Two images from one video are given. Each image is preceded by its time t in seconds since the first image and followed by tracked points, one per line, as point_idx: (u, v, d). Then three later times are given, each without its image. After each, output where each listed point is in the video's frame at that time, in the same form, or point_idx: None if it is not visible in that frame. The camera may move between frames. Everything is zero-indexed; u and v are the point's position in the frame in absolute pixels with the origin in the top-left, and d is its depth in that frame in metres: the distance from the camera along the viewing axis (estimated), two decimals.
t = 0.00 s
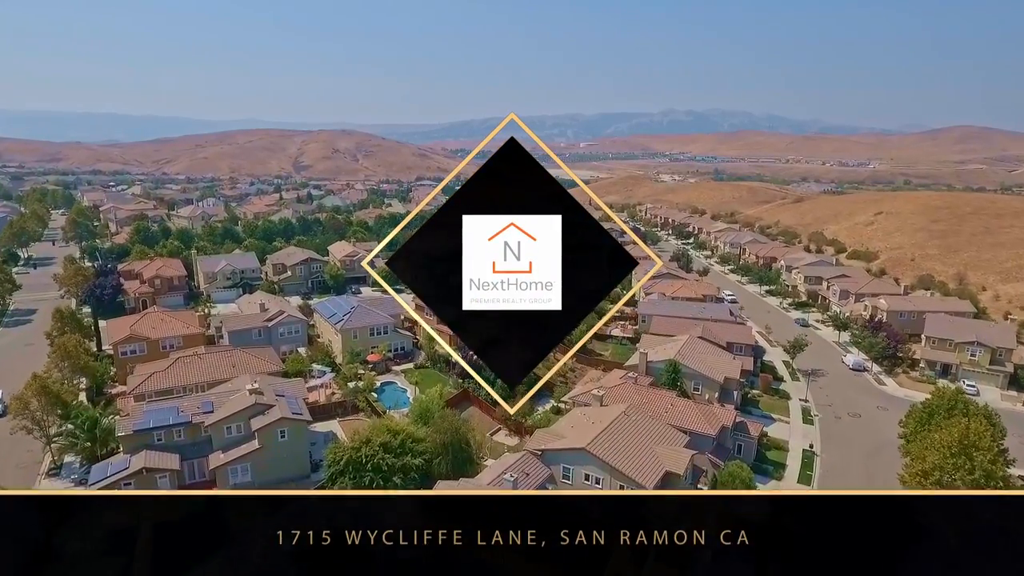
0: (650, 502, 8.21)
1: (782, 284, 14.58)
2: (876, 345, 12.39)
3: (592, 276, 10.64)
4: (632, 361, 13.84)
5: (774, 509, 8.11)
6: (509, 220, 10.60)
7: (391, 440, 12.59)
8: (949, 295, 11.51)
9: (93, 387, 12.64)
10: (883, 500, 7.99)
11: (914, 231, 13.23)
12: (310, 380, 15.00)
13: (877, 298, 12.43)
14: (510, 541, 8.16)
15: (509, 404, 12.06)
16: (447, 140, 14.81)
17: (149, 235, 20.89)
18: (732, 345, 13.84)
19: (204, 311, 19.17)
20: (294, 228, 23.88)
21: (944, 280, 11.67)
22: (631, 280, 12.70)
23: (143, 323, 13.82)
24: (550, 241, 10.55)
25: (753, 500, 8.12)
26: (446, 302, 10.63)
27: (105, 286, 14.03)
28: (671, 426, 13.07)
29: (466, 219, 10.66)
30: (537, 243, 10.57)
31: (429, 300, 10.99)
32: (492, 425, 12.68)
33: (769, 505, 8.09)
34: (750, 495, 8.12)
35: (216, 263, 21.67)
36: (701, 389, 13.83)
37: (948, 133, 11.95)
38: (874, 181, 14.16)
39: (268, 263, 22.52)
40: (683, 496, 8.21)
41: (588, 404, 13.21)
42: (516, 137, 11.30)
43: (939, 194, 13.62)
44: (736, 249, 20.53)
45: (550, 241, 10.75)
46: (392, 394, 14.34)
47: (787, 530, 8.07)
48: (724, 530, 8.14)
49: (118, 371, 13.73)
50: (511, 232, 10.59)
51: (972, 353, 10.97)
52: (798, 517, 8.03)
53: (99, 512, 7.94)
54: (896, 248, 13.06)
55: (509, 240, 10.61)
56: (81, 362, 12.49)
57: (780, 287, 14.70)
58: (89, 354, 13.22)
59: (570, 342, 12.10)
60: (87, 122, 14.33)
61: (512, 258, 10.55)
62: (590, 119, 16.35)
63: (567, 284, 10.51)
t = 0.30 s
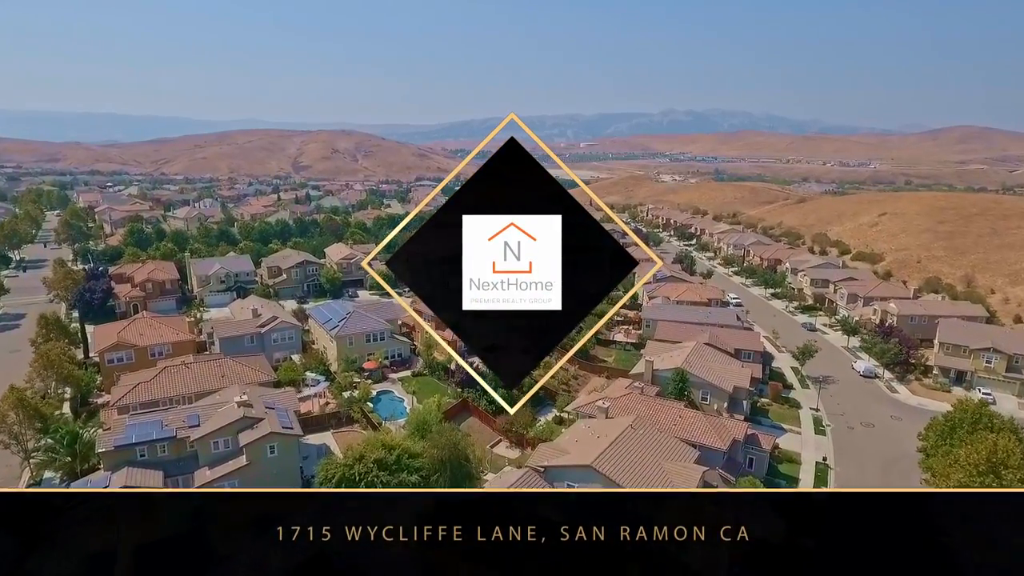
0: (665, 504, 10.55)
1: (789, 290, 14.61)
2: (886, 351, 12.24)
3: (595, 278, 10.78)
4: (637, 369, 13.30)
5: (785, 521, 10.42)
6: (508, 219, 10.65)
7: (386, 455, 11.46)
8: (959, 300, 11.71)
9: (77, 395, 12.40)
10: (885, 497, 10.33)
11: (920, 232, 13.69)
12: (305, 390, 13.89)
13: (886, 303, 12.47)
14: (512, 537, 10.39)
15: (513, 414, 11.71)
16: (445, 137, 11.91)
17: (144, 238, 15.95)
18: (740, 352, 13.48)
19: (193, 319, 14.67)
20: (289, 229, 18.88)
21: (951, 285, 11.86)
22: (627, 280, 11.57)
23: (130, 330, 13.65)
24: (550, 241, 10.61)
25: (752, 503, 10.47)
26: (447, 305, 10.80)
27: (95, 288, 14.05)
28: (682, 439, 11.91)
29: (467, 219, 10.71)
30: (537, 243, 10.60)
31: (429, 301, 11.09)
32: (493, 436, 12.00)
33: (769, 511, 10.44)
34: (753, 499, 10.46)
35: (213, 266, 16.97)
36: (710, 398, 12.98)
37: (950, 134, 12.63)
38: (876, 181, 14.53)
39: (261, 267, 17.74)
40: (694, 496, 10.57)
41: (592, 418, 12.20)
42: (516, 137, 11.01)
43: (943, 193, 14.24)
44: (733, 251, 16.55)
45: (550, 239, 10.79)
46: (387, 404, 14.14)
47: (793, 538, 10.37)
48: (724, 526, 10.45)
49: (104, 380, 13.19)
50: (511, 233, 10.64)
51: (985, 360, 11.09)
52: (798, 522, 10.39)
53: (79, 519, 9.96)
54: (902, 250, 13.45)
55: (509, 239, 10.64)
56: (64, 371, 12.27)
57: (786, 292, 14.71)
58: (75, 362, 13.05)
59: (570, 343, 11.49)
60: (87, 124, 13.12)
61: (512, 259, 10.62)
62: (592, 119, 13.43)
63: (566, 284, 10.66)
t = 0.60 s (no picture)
0: (669, 504, 9.27)
1: (795, 294, 11.23)
2: (898, 358, 9.75)
3: (595, 281, 9.60)
4: (644, 378, 10.34)
5: (799, 539, 9.15)
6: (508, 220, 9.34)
7: (380, 473, 9.43)
8: (967, 305, 9.35)
9: (61, 407, 9.59)
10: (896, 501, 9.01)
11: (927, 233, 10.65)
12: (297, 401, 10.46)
13: (895, 306, 10.01)
14: (511, 536, 9.28)
15: (513, 409, 9.83)
16: (439, 138, 9.98)
17: (141, 239, 11.48)
18: (750, 359, 10.35)
19: (184, 323, 10.60)
20: (285, 229, 12.39)
21: (959, 286, 9.49)
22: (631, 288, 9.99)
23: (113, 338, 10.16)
24: (552, 242, 9.34)
25: (761, 507, 9.17)
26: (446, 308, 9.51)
27: (86, 293, 10.50)
28: (686, 452, 9.66)
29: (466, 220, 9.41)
30: (538, 243, 9.30)
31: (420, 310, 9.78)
32: (493, 448, 9.78)
33: (779, 527, 9.13)
34: (761, 501, 9.14)
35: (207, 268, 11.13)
36: (719, 408, 10.29)
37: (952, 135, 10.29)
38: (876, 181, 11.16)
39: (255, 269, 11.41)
40: (700, 498, 9.24)
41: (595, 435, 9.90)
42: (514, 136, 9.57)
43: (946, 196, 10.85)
44: (738, 254, 11.99)
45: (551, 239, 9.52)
46: (384, 413, 10.35)
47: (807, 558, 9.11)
48: (724, 527, 9.22)
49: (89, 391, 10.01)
50: (510, 231, 9.31)
51: (1003, 368, 9.01)
52: (812, 539, 9.11)
53: (55, 542, 9.15)
54: (907, 250, 10.55)
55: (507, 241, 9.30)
56: (45, 381, 9.57)
57: (792, 295, 11.28)
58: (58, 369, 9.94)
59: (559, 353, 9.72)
60: (84, 124, 10.46)
61: (512, 258, 9.27)
62: (591, 118, 10.38)
63: (569, 286, 9.47)
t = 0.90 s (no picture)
0: (676, 507, 7.73)
1: (802, 297, 8.95)
2: (911, 365, 8.17)
3: (599, 286, 8.17)
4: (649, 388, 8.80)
5: (817, 559, 7.60)
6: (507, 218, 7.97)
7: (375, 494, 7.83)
8: (978, 309, 8.03)
9: (43, 418, 7.93)
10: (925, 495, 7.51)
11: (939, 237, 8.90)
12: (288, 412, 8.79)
13: (905, 310, 8.24)
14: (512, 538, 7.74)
15: (513, 414, 8.42)
16: (440, 138, 8.70)
17: (134, 241, 9.35)
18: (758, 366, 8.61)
19: (174, 330, 8.97)
20: (283, 230, 10.10)
21: (967, 289, 8.15)
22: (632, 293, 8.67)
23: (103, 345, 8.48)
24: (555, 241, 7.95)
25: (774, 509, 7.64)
26: (442, 314, 8.12)
27: (76, 298, 8.69)
28: (698, 469, 7.91)
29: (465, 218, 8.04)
30: (539, 243, 7.93)
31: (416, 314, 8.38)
32: (494, 461, 8.28)
33: (794, 545, 7.64)
34: (777, 504, 7.62)
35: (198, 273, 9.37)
36: (729, 419, 8.50)
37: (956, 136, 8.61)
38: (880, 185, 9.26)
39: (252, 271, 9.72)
40: (705, 496, 7.72)
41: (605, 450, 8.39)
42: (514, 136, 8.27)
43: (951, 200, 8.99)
44: (743, 256, 9.56)
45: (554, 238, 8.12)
46: (380, 424, 8.88)
47: None
48: (723, 525, 7.71)
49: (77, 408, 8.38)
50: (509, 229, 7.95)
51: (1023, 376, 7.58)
52: (832, 558, 7.57)
53: (25, 569, 7.55)
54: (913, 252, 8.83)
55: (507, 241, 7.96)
56: (24, 392, 7.93)
57: (799, 299, 9.03)
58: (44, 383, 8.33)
59: (556, 359, 8.29)
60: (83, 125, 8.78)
61: (510, 258, 7.92)
62: (590, 116, 8.97)
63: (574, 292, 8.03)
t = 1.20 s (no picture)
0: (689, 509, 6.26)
1: (808, 300, 7.63)
2: (925, 372, 6.71)
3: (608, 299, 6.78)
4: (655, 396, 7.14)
5: None
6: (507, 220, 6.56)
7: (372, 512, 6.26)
8: (987, 314, 6.61)
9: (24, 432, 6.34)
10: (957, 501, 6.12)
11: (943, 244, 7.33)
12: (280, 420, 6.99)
13: (916, 313, 6.86)
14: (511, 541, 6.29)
15: (515, 419, 6.88)
16: (438, 137, 7.19)
17: (127, 242, 7.61)
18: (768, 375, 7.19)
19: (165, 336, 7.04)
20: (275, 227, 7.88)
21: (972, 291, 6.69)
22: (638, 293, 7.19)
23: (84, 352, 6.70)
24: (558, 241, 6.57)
25: (800, 512, 6.19)
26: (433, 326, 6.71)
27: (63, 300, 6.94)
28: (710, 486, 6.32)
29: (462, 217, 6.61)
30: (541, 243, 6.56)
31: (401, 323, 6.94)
32: (494, 476, 6.68)
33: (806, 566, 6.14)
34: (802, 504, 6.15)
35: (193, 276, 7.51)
36: (740, 430, 6.93)
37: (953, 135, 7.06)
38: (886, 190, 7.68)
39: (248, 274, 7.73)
40: (712, 494, 6.25)
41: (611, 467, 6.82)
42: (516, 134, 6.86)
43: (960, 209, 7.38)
44: (747, 258, 8.22)
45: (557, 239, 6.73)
46: (377, 435, 7.14)
47: None
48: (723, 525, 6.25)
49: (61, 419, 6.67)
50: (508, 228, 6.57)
51: None
52: None
53: None
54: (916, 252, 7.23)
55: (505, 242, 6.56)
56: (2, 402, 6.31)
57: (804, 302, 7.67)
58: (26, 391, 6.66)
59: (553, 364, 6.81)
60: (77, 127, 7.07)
61: (509, 258, 6.53)
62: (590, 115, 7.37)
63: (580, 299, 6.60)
